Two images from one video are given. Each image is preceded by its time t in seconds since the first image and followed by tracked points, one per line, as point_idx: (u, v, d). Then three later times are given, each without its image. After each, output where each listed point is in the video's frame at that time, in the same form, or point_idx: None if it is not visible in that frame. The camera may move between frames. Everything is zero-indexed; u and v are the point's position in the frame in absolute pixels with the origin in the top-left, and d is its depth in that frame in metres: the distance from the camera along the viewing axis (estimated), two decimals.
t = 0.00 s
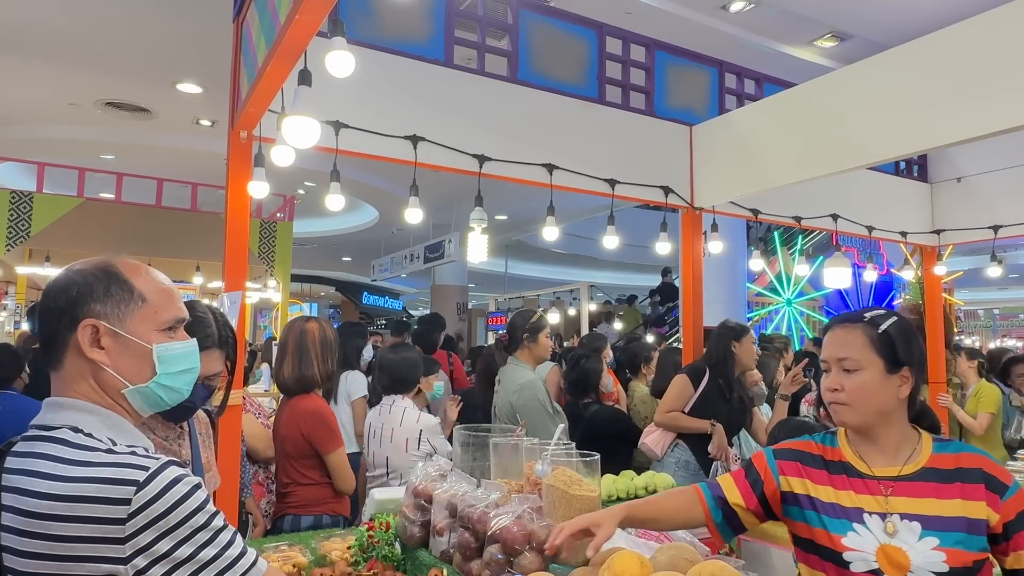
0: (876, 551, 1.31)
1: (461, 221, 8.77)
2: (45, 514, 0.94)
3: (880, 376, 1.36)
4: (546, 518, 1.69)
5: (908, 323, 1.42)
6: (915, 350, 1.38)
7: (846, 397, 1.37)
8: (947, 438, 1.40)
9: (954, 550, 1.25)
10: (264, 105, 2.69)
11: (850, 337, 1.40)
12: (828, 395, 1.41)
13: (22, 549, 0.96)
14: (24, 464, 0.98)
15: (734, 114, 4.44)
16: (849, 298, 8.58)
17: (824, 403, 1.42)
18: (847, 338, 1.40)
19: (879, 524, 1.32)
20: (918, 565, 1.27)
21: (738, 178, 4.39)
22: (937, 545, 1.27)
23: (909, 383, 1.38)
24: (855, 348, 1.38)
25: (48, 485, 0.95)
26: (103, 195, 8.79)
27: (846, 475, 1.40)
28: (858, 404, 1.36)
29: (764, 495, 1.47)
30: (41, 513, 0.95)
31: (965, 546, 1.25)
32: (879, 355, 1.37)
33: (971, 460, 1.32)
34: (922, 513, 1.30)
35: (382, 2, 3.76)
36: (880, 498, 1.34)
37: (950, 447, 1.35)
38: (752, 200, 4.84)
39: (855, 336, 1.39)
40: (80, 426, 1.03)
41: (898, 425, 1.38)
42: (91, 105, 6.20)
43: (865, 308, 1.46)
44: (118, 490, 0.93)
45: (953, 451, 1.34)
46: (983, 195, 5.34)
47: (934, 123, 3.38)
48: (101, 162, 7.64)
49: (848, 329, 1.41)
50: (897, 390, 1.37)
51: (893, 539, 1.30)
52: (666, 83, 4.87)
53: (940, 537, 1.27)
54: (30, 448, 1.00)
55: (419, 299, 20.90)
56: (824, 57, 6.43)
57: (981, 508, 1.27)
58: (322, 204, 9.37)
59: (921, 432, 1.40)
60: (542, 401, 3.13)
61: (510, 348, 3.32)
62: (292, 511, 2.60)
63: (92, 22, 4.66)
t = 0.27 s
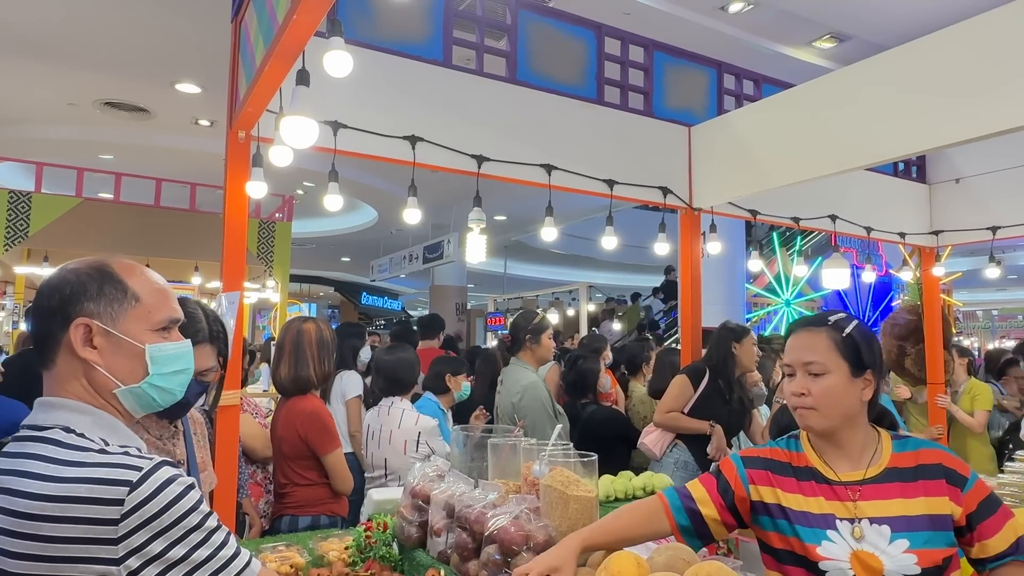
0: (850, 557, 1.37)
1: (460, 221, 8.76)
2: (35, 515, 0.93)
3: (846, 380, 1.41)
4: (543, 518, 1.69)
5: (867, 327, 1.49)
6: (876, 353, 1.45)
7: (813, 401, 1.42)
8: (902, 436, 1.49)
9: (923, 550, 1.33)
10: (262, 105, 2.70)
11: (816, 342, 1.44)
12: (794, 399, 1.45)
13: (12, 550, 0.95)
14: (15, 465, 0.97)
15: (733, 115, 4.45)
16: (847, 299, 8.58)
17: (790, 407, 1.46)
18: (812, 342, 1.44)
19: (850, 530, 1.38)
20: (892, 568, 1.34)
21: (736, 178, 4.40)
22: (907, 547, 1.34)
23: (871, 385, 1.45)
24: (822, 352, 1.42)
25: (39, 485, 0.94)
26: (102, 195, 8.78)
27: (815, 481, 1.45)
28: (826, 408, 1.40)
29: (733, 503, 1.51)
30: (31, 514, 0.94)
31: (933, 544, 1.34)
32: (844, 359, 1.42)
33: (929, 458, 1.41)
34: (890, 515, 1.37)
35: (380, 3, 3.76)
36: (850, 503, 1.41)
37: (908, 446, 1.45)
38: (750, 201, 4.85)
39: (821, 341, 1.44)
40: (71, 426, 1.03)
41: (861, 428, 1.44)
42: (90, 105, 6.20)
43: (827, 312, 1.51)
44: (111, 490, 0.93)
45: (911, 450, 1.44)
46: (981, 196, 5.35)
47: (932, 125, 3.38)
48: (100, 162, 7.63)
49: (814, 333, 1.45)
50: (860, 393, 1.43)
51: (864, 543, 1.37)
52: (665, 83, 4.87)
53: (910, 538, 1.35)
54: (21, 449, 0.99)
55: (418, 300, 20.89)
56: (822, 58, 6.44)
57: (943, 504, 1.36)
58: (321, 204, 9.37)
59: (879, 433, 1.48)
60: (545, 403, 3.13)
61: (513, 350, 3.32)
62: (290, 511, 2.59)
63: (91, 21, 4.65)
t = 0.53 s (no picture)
0: (843, 556, 1.37)
1: (459, 222, 8.76)
2: (28, 518, 0.93)
3: (851, 384, 1.42)
4: (541, 519, 1.69)
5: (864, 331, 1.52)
6: (875, 357, 1.47)
7: (821, 405, 1.40)
8: (894, 437, 1.50)
9: (914, 551, 1.34)
10: (260, 106, 2.70)
11: (824, 345, 1.43)
12: (802, 402, 1.43)
13: (5, 553, 0.94)
14: (7, 467, 0.96)
15: (732, 116, 4.44)
16: (847, 300, 8.59)
17: (794, 410, 1.44)
18: (820, 345, 1.43)
19: (842, 530, 1.38)
20: (884, 568, 1.34)
21: (735, 179, 4.40)
22: (900, 548, 1.34)
23: (868, 390, 1.47)
24: (831, 356, 1.42)
25: (32, 488, 0.93)
26: (100, 195, 8.77)
27: (809, 480, 1.45)
28: (834, 412, 1.40)
29: (725, 500, 1.49)
30: (24, 517, 0.93)
31: (924, 546, 1.34)
32: (851, 363, 1.43)
33: (922, 460, 1.42)
34: (883, 516, 1.37)
35: (379, 3, 3.76)
36: (843, 503, 1.40)
37: (901, 447, 1.45)
38: (749, 201, 4.85)
39: (828, 343, 1.43)
40: (64, 428, 1.02)
41: (858, 431, 1.45)
42: (88, 105, 6.19)
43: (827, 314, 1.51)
44: (103, 493, 0.92)
45: (904, 452, 1.44)
46: (979, 197, 5.35)
47: (930, 126, 3.39)
48: (99, 162, 7.63)
49: (822, 335, 1.44)
50: (861, 396, 1.45)
51: (855, 543, 1.37)
52: (663, 84, 4.87)
53: (902, 539, 1.35)
54: (12, 450, 0.98)
55: (417, 300, 20.89)
56: (822, 59, 6.44)
57: (934, 506, 1.37)
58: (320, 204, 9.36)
59: (870, 434, 1.49)
60: (551, 402, 3.12)
61: (514, 351, 3.33)
62: (288, 512, 2.59)
63: (90, 20, 4.64)
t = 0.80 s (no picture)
0: (852, 550, 1.37)
1: (457, 222, 8.76)
2: (18, 519, 0.93)
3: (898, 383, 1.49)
4: (537, 520, 1.69)
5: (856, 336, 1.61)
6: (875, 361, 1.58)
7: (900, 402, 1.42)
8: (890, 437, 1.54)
9: (923, 545, 1.36)
10: (257, 106, 2.70)
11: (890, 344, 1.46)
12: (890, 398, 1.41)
13: None
14: None
15: (730, 117, 4.44)
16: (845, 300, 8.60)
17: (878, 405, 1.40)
18: (890, 344, 1.45)
19: (851, 524, 1.39)
20: (894, 562, 1.35)
21: (732, 180, 4.40)
22: (910, 543, 1.36)
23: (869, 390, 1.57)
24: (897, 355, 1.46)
25: (22, 489, 0.93)
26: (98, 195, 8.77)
27: (817, 477, 1.46)
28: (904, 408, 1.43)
29: (731, 494, 1.50)
30: (14, 519, 0.93)
31: (931, 540, 1.37)
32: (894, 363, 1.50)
33: (923, 458, 1.46)
34: (891, 513, 1.39)
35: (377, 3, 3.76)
36: (855, 500, 1.41)
37: (902, 446, 1.48)
38: (747, 202, 4.85)
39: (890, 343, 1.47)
40: (58, 428, 1.02)
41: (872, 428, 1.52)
42: (86, 105, 6.19)
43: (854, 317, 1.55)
44: (93, 495, 0.92)
45: (906, 451, 1.47)
46: (977, 199, 5.36)
47: (927, 127, 3.39)
48: (97, 161, 7.62)
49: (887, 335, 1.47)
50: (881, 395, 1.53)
51: (865, 538, 1.38)
52: (661, 85, 4.88)
53: (912, 534, 1.37)
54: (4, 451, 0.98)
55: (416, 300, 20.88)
56: (820, 60, 6.45)
57: (939, 502, 1.40)
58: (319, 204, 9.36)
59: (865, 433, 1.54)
60: (549, 402, 3.11)
61: (514, 351, 3.32)
62: (286, 512, 2.59)
63: (87, 20, 4.64)
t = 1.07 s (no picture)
0: (914, 550, 1.30)
1: (456, 222, 8.76)
2: (11, 516, 0.92)
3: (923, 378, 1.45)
4: (534, 520, 1.69)
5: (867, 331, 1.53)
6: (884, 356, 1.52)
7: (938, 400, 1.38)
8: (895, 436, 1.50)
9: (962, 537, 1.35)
10: (255, 105, 2.70)
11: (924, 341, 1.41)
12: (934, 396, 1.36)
13: None
14: None
15: (729, 116, 4.44)
16: (843, 301, 8.62)
17: (927, 407, 1.34)
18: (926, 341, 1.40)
19: (905, 523, 1.32)
20: (948, 556, 1.32)
21: (730, 180, 4.40)
22: (956, 536, 1.34)
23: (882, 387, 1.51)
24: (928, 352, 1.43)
25: (15, 485, 0.93)
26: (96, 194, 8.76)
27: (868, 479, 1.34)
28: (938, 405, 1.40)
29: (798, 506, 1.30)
30: (5, 515, 0.92)
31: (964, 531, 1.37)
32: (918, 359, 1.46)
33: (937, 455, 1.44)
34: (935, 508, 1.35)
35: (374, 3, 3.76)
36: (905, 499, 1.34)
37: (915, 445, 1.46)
38: (745, 202, 4.85)
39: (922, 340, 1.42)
40: (54, 426, 1.01)
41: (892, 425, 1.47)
42: (84, 104, 6.19)
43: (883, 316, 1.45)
44: (86, 494, 0.92)
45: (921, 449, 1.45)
46: (975, 199, 5.37)
47: (924, 128, 3.40)
48: (95, 160, 7.62)
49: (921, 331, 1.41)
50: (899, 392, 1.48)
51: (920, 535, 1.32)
52: (660, 85, 4.88)
53: (954, 528, 1.35)
54: None
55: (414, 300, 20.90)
56: (819, 60, 6.46)
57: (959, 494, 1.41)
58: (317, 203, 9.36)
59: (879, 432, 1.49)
60: (547, 402, 3.10)
61: (518, 349, 3.27)
62: (284, 511, 2.59)
63: (85, 19, 4.64)
